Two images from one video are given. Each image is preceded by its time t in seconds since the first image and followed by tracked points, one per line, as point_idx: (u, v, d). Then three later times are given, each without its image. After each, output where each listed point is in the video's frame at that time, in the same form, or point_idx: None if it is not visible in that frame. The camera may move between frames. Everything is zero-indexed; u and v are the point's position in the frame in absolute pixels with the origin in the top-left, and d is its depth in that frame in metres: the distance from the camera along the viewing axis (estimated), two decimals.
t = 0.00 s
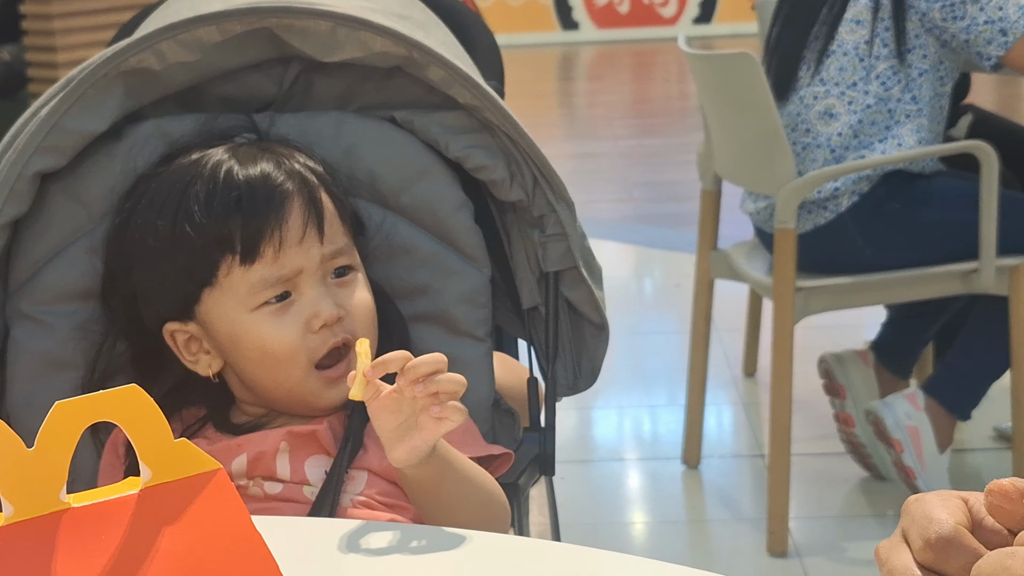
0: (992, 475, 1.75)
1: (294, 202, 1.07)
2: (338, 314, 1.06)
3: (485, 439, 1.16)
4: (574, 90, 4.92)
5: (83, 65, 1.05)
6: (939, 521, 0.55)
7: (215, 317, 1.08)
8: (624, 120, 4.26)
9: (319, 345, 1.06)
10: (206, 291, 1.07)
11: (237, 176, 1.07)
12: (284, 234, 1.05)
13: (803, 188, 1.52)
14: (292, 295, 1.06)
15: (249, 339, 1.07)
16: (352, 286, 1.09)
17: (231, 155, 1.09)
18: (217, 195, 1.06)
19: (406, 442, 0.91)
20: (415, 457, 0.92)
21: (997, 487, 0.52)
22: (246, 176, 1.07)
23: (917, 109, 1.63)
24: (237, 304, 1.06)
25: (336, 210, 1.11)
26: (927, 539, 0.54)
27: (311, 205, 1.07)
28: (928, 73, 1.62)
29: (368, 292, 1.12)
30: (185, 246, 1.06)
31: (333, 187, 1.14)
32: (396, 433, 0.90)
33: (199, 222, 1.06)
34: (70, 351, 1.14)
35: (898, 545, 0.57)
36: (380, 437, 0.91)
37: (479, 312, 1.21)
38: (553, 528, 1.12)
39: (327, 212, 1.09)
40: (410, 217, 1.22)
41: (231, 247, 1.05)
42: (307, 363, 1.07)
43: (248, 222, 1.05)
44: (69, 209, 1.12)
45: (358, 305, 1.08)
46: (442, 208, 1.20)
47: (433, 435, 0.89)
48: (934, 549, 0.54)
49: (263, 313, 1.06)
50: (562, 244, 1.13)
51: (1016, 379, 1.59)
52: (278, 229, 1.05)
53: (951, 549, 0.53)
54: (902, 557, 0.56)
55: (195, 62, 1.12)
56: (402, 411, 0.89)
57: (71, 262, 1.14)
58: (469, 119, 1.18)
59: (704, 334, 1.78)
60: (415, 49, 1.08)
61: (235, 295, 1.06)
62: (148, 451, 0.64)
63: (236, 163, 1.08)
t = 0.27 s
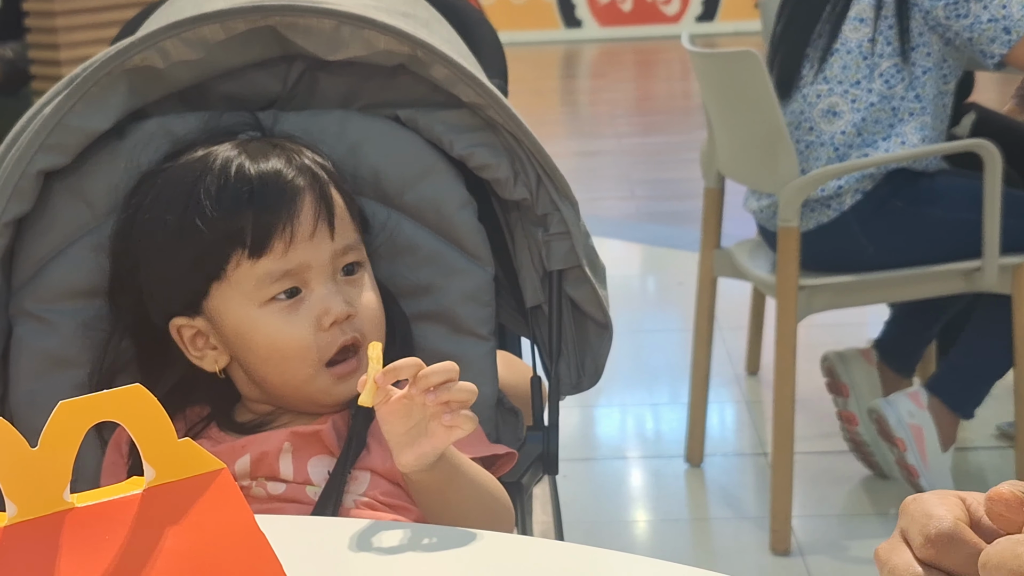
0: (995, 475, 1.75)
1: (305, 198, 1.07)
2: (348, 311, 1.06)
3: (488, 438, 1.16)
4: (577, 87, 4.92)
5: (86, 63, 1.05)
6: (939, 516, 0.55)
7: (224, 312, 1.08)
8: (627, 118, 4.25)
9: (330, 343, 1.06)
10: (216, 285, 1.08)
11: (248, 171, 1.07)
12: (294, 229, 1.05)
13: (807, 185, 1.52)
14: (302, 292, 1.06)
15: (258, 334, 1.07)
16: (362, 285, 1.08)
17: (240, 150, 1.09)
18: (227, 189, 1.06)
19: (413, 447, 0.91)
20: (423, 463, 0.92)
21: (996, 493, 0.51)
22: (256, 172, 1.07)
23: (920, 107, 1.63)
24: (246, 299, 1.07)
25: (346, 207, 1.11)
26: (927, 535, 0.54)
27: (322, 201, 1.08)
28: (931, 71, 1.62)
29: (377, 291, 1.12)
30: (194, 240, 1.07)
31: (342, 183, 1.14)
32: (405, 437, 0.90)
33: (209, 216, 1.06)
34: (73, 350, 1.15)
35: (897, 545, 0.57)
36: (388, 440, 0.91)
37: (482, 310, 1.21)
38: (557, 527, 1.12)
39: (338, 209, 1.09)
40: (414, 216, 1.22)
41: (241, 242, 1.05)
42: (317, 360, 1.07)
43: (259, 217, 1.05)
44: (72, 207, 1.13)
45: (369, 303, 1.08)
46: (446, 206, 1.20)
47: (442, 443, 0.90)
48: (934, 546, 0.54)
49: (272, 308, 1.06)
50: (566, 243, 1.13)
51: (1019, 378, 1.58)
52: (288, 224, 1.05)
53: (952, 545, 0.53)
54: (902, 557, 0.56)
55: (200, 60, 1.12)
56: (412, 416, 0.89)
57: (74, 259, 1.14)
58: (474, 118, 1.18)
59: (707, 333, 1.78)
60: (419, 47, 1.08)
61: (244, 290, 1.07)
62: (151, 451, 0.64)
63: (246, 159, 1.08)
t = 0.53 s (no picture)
0: (998, 474, 1.75)
1: (317, 194, 1.07)
2: (357, 310, 1.06)
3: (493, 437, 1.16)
4: (579, 86, 4.92)
5: (92, 62, 1.05)
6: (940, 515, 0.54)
7: (233, 309, 1.08)
8: (629, 117, 4.25)
9: (339, 340, 1.07)
10: (226, 280, 1.08)
11: (260, 167, 1.07)
12: (306, 225, 1.06)
13: (812, 184, 1.52)
14: (312, 289, 1.06)
15: (268, 331, 1.07)
16: (370, 284, 1.09)
17: (251, 147, 1.09)
18: (241, 185, 1.06)
19: (427, 445, 0.91)
20: (434, 461, 0.92)
21: (1003, 506, 0.51)
22: (268, 168, 1.07)
23: (923, 106, 1.63)
24: (256, 295, 1.07)
25: (356, 206, 1.12)
26: (923, 531, 0.54)
27: (333, 198, 1.08)
28: (934, 70, 1.62)
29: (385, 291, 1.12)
30: (206, 235, 1.06)
31: (350, 182, 1.14)
32: (418, 435, 0.90)
33: (222, 212, 1.06)
34: (78, 348, 1.15)
35: (898, 544, 0.57)
36: (401, 437, 0.91)
37: (487, 309, 1.21)
38: (561, 526, 1.12)
39: (348, 207, 1.10)
40: (419, 215, 1.22)
41: (253, 237, 1.05)
42: (326, 358, 1.07)
43: (272, 214, 1.05)
44: (77, 206, 1.13)
45: (377, 304, 1.09)
46: (451, 205, 1.20)
47: (456, 441, 0.90)
48: (929, 541, 0.54)
49: (282, 306, 1.06)
50: (570, 242, 1.13)
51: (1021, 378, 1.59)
52: (300, 220, 1.05)
53: (948, 543, 0.53)
54: (901, 554, 0.56)
55: (205, 59, 1.12)
56: (427, 414, 0.89)
57: (79, 258, 1.14)
58: (478, 117, 1.18)
59: (710, 332, 1.78)
60: (423, 46, 1.08)
61: (254, 286, 1.07)
62: (155, 451, 0.64)
63: (257, 156, 1.08)
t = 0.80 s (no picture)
0: (1000, 473, 1.74)
1: (318, 192, 1.07)
2: (360, 307, 1.06)
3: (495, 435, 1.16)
4: (581, 85, 4.92)
5: (93, 60, 1.05)
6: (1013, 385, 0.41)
7: (235, 308, 1.08)
8: (631, 116, 4.25)
9: (341, 338, 1.06)
10: (228, 279, 1.07)
11: (260, 166, 1.07)
12: (308, 223, 1.06)
13: (817, 182, 1.51)
14: (314, 287, 1.06)
15: (270, 330, 1.07)
16: (372, 282, 1.09)
17: (252, 146, 1.09)
18: (242, 184, 1.06)
19: (428, 447, 0.91)
20: (436, 464, 0.92)
21: None
22: (269, 167, 1.07)
23: (927, 105, 1.62)
24: (258, 294, 1.07)
25: (357, 203, 1.12)
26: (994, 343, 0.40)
27: (335, 196, 1.08)
28: (937, 69, 1.62)
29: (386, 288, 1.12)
30: (207, 234, 1.06)
31: (352, 180, 1.14)
32: (420, 437, 0.91)
33: (223, 211, 1.06)
34: (79, 347, 1.14)
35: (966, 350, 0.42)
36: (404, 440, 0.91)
37: (489, 308, 1.20)
38: (563, 525, 1.12)
39: (350, 205, 1.10)
40: (421, 214, 1.22)
41: (255, 236, 1.05)
42: (328, 356, 1.07)
43: (274, 212, 1.05)
44: (79, 204, 1.12)
45: (380, 300, 1.08)
46: (453, 204, 1.20)
47: (457, 444, 0.90)
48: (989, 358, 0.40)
49: (284, 304, 1.06)
50: (572, 241, 1.13)
51: None
52: (302, 218, 1.05)
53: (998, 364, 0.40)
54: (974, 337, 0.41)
55: (206, 57, 1.12)
56: (429, 416, 0.90)
57: (80, 257, 1.14)
58: (481, 115, 1.17)
59: (712, 331, 1.78)
60: (425, 44, 1.08)
61: (256, 285, 1.06)
62: (158, 448, 0.63)
63: (258, 155, 1.08)
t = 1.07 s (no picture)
0: (1003, 474, 1.75)
1: (323, 193, 1.07)
2: (364, 308, 1.05)
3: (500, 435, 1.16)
4: (583, 85, 4.92)
5: (99, 59, 1.05)
6: None
7: (239, 309, 1.08)
8: (633, 116, 4.25)
9: (345, 339, 1.06)
10: (232, 280, 1.07)
11: (264, 167, 1.07)
12: (312, 224, 1.05)
13: (818, 184, 1.52)
14: (318, 287, 1.06)
15: (274, 330, 1.07)
16: (376, 282, 1.09)
17: (255, 146, 1.09)
18: (246, 184, 1.06)
19: (436, 454, 0.91)
20: (443, 472, 0.92)
21: None
22: (273, 167, 1.06)
23: (930, 106, 1.63)
24: (262, 294, 1.06)
25: (361, 204, 1.11)
26: None
27: (339, 197, 1.08)
28: (940, 69, 1.63)
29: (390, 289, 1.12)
30: (211, 234, 1.06)
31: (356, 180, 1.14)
32: (427, 444, 0.91)
33: (226, 211, 1.05)
34: (84, 347, 1.14)
35: None
36: (410, 446, 0.91)
37: (494, 308, 1.20)
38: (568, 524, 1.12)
39: (354, 205, 1.10)
40: (426, 213, 1.22)
41: (259, 236, 1.05)
42: (333, 356, 1.06)
43: (279, 212, 1.05)
44: (83, 204, 1.12)
45: (384, 301, 1.08)
46: (459, 204, 1.20)
47: (464, 453, 0.90)
48: None
49: (288, 305, 1.06)
50: (578, 241, 1.13)
51: None
52: (306, 219, 1.05)
53: None
54: None
55: (211, 57, 1.12)
56: (437, 423, 0.90)
57: (85, 256, 1.14)
58: (486, 115, 1.17)
59: (715, 331, 1.78)
60: (431, 44, 1.08)
61: (260, 285, 1.06)
62: (166, 448, 0.64)
63: (262, 155, 1.08)
